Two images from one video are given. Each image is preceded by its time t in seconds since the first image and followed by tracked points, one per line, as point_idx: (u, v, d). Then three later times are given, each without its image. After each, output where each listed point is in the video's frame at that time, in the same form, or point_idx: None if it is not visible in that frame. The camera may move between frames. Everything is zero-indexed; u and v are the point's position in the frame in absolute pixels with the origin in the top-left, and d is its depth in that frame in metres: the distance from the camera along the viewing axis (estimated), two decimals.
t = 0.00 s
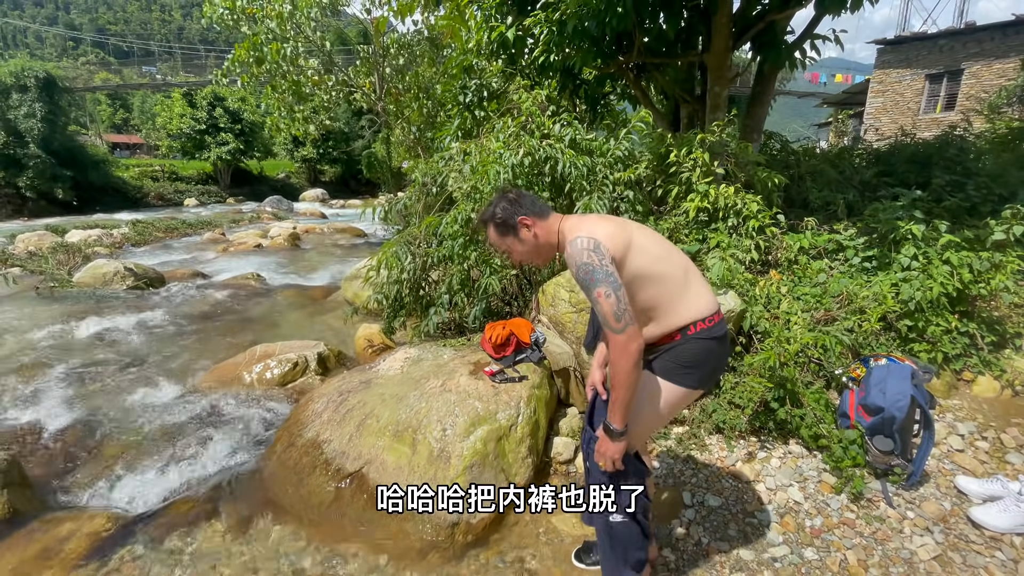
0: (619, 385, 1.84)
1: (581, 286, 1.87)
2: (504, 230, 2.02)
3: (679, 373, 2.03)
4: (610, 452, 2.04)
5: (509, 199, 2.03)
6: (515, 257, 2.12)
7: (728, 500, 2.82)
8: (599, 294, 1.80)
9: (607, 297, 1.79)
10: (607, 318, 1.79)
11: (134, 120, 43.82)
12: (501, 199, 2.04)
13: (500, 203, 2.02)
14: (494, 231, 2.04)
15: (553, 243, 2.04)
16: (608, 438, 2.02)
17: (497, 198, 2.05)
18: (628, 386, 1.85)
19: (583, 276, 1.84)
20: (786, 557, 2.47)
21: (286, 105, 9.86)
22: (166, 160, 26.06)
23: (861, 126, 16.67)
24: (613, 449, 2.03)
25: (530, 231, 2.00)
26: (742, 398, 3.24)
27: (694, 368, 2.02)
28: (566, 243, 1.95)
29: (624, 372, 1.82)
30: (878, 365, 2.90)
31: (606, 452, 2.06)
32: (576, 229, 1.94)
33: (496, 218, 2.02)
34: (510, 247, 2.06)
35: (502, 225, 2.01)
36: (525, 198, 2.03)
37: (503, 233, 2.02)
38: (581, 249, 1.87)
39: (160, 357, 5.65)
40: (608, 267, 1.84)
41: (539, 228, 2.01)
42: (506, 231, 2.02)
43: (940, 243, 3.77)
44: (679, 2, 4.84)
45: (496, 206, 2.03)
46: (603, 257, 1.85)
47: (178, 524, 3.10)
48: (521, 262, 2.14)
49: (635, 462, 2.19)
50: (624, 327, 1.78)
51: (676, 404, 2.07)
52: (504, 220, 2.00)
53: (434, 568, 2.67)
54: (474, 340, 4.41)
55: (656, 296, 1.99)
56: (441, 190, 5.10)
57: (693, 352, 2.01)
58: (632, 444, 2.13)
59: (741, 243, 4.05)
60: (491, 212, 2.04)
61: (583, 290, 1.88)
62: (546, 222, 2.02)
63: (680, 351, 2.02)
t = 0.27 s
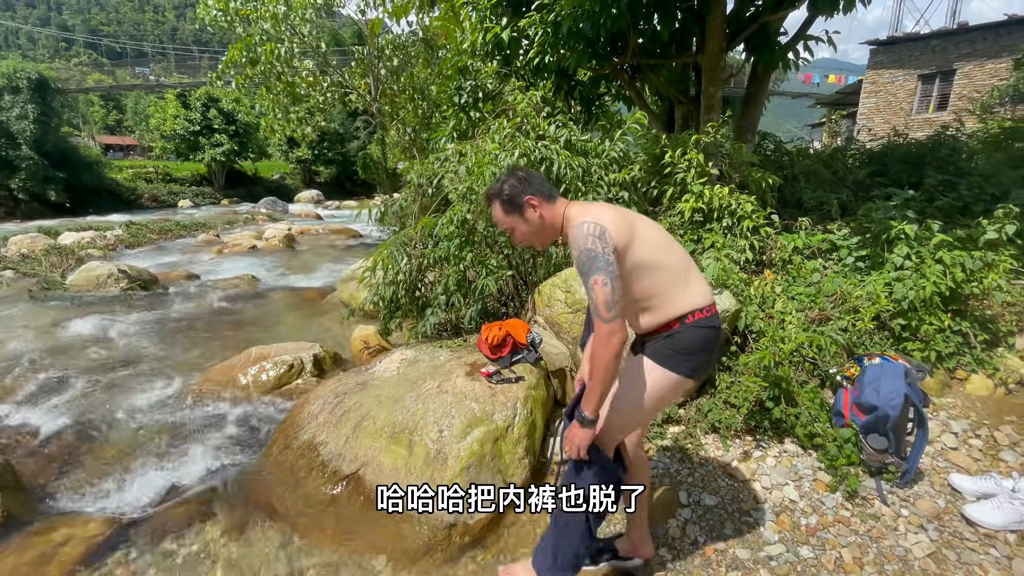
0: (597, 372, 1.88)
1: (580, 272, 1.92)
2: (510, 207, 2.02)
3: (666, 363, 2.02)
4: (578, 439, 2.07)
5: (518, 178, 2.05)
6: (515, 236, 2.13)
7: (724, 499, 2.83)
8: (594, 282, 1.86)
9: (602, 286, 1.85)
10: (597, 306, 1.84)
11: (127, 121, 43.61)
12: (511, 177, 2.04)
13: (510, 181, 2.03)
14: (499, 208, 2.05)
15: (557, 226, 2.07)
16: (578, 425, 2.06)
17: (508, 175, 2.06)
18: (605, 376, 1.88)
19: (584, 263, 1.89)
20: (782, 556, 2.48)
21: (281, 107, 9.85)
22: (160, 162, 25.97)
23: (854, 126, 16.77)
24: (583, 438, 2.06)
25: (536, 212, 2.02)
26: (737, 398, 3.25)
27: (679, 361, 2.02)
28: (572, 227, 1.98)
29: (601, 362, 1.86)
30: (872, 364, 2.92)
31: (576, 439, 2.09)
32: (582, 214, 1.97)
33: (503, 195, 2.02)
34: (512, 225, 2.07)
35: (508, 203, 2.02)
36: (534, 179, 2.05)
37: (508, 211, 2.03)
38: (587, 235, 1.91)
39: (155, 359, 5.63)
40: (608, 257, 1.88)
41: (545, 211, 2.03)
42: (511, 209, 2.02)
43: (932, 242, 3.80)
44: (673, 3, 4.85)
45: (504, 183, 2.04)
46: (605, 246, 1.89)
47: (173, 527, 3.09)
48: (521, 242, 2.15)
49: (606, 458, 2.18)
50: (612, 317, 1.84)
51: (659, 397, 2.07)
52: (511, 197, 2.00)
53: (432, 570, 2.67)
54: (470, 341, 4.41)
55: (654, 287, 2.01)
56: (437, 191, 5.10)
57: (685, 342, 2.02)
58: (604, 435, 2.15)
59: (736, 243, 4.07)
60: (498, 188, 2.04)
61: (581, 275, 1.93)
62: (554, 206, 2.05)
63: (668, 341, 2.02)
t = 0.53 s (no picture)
0: (570, 373, 1.93)
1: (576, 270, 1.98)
2: (513, 194, 2.06)
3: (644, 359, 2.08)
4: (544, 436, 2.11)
5: (525, 166, 2.08)
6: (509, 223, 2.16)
7: (715, 498, 2.85)
8: (587, 284, 1.92)
9: (594, 289, 1.91)
10: (583, 307, 1.90)
11: (116, 121, 43.29)
12: (518, 164, 2.07)
13: (517, 167, 2.06)
14: (500, 192, 2.08)
15: (553, 219, 2.13)
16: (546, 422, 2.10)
17: (516, 161, 2.09)
18: (580, 376, 1.94)
19: (582, 263, 1.95)
20: (773, 553, 2.50)
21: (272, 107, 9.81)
22: (149, 162, 25.74)
23: (844, 126, 16.92)
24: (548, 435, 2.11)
25: (537, 203, 2.08)
26: (727, 397, 3.29)
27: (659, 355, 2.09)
28: (574, 225, 2.05)
29: (576, 363, 1.92)
30: (860, 362, 2.96)
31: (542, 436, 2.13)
32: (585, 214, 2.04)
33: (507, 180, 2.06)
34: (509, 212, 2.10)
35: (511, 190, 2.05)
36: (541, 170, 2.09)
37: (509, 197, 2.07)
38: (587, 235, 1.97)
39: (145, 362, 5.58)
40: (606, 261, 1.95)
41: (546, 204, 2.09)
42: (514, 196, 2.06)
43: (918, 242, 3.85)
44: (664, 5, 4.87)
45: (510, 169, 2.07)
46: (605, 249, 1.96)
47: (164, 530, 3.07)
48: (514, 231, 2.19)
49: (558, 462, 2.25)
50: (593, 322, 1.89)
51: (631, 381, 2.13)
52: (516, 183, 2.04)
53: (425, 571, 2.67)
54: (463, 342, 4.42)
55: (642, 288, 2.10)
56: (429, 192, 5.10)
57: (669, 343, 2.09)
58: (564, 437, 2.21)
59: (725, 243, 4.11)
60: (505, 172, 2.07)
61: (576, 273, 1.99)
62: (555, 202, 2.11)
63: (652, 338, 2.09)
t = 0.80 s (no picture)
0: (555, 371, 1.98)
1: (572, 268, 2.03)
2: (517, 179, 2.10)
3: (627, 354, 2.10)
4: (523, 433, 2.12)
5: (534, 156, 2.12)
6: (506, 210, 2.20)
7: (704, 497, 2.88)
8: (581, 283, 1.97)
9: (587, 290, 1.96)
10: (575, 307, 1.96)
11: (101, 120, 42.77)
12: (528, 150, 2.12)
13: (527, 154, 2.10)
14: (504, 176, 2.12)
15: (550, 211, 2.20)
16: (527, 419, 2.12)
17: (528, 148, 2.13)
18: (564, 378, 1.99)
19: (579, 262, 2.00)
20: (761, 551, 2.53)
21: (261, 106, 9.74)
22: (136, 161, 25.44)
23: (830, 128, 17.11)
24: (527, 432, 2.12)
25: (538, 194, 2.13)
26: (716, 396, 3.31)
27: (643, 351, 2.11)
28: (574, 222, 2.10)
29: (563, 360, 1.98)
30: (846, 361, 2.99)
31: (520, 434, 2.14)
32: (584, 213, 2.09)
33: (514, 165, 2.10)
34: (508, 197, 2.14)
35: (515, 176, 2.10)
36: (548, 164, 2.14)
37: (512, 183, 2.11)
38: (586, 234, 2.03)
39: (132, 364, 5.53)
40: (601, 263, 2.00)
41: (546, 197, 2.15)
42: (517, 182, 2.10)
43: (902, 242, 3.91)
44: (652, 7, 4.94)
45: (520, 153, 2.12)
46: (602, 250, 2.02)
47: (151, 534, 3.04)
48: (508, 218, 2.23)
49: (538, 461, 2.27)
50: (582, 322, 1.95)
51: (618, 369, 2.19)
52: (523, 170, 2.09)
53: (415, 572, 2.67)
54: (453, 343, 4.42)
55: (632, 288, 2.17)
56: (420, 193, 5.10)
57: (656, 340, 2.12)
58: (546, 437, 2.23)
59: (714, 244, 4.14)
60: (514, 154, 2.11)
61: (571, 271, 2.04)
62: (554, 198, 2.17)
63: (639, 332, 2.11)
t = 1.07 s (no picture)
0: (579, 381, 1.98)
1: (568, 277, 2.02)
2: (506, 181, 2.14)
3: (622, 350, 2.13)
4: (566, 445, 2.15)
5: (527, 157, 2.14)
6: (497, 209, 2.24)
7: (693, 496, 2.90)
8: (582, 292, 1.96)
9: (590, 297, 1.95)
10: (582, 315, 1.95)
11: (85, 118, 42.17)
12: (515, 152, 2.15)
13: (515, 156, 2.13)
14: (494, 178, 2.15)
15: (541, 211, 2.21)
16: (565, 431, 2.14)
17: (516, 150, 2.16)
18: (591, 385, 1.99)
19: (574, 272, 1.99)
20: (748, 550, 2.56)
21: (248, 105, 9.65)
22: (121, 160, 25.13)
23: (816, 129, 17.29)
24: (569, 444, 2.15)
25: (528, 198, 2.15)
26: (704, 395, 3.34)
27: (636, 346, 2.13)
28: (563, 229, 2.10)
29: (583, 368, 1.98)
30: (831, 361, 3.02)
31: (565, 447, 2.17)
32: (571, 219, 2.10)
33: (505, 167, 2.13)
34: (498, 198, 2.18)
35: (510, 171, 2.13)
36: (539, 165, 2.15)
37: (502, 184, 2.14)
38: (574, 244, 2.03)
39: (116, 366, 5.45)
40: (597, 269, 2.00)
41: (535, 200, 2.17)
42: (506, 185, 2.14)
43: (886, 243, 3.96)
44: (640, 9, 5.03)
45: (509, 156, 2.14)
46: (594, 256, 2.02)
47: (135, 539, 3.01)
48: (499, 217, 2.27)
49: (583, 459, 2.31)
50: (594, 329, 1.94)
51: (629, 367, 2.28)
52: (512, 172, 2.12)
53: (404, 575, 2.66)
54: (442, 344, 4.41)
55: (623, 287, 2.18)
56: (409, 193, 5.08)
57: (647, 337, 2.14)
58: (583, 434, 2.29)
59: (701, 245, 4.17)
60: (503, 157, 2.15)
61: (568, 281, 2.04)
62: (544, 199, 2.19)
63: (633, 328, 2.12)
